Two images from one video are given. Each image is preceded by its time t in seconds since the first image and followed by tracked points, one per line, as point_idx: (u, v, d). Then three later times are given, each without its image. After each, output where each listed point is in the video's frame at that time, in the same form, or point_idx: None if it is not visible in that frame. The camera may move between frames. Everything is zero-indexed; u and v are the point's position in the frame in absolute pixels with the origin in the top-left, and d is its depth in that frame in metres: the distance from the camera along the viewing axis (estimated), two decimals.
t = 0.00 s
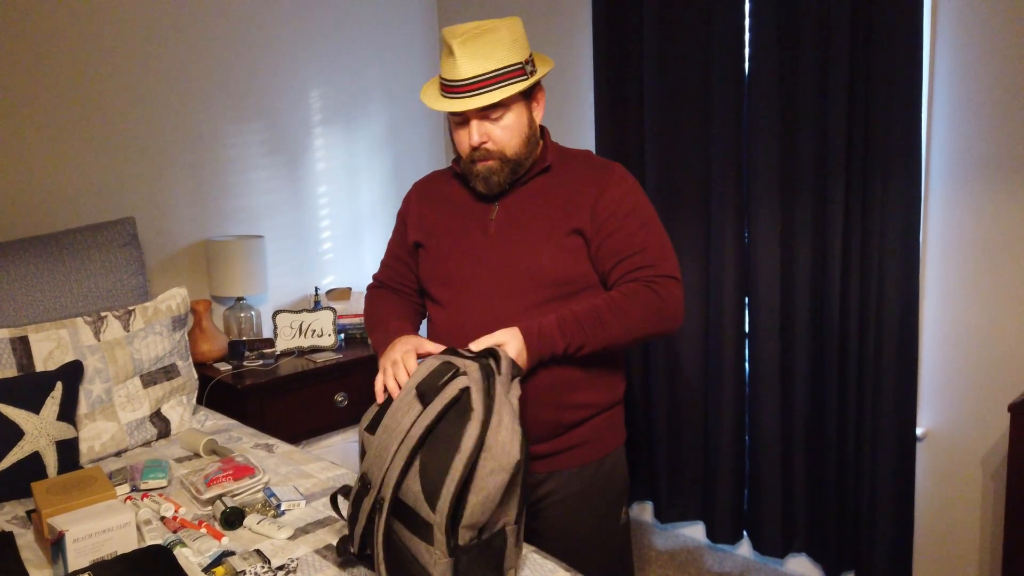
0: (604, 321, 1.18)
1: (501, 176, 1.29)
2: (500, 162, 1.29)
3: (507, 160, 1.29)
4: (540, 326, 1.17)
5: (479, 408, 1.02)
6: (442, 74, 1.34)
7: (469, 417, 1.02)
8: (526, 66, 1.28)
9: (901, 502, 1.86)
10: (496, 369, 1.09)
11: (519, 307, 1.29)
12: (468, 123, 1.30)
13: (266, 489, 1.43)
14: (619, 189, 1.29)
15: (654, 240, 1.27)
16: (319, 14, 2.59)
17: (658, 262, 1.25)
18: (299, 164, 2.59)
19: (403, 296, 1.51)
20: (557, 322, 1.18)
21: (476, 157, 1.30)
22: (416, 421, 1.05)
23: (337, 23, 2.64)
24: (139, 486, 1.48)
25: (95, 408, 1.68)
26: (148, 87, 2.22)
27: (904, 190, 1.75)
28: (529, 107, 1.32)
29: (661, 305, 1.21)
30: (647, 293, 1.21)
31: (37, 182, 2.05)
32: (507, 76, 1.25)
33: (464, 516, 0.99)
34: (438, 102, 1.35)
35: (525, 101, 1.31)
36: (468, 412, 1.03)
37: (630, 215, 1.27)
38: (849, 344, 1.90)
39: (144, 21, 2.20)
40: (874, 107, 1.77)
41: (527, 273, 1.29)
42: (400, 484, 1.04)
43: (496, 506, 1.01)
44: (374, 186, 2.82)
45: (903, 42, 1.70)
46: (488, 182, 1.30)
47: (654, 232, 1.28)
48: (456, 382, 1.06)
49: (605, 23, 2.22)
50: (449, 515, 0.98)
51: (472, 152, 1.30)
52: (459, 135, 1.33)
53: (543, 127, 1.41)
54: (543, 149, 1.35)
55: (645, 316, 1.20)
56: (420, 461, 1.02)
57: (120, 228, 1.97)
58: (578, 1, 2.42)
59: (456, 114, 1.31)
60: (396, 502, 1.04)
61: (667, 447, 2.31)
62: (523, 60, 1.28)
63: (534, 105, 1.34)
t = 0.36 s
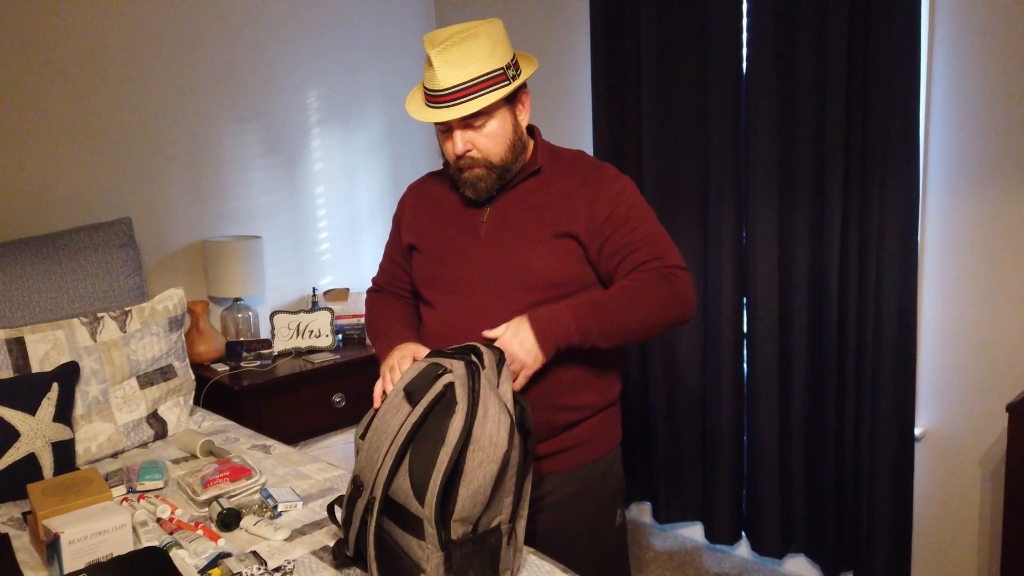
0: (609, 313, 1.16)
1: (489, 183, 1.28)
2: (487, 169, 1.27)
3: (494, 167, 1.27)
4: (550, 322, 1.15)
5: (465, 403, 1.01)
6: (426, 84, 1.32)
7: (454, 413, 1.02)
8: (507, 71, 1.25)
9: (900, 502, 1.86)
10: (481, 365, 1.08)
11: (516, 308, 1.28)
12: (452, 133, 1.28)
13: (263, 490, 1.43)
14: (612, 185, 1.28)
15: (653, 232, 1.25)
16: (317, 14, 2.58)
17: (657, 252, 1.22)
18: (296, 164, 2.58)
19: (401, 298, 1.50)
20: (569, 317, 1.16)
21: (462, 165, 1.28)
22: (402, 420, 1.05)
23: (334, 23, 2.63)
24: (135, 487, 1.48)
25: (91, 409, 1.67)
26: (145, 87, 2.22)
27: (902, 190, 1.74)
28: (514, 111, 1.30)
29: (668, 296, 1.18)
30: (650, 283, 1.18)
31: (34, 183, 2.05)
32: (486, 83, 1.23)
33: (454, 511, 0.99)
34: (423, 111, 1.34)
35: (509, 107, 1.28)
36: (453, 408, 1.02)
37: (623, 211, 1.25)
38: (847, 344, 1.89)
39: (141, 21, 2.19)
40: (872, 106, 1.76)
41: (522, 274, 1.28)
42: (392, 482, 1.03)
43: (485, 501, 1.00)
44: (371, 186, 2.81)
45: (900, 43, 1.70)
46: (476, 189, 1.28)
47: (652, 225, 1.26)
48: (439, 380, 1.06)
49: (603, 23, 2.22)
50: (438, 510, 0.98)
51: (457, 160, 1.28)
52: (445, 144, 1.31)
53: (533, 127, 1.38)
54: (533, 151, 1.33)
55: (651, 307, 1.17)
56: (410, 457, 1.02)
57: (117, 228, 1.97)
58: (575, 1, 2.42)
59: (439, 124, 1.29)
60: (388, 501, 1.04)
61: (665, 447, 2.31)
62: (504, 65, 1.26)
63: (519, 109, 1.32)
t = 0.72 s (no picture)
0: (572, 315, 1.06)
1: (485, 185, 1.25)
2: (484, 171, 1.24)
3: (491, 168, 1.24)
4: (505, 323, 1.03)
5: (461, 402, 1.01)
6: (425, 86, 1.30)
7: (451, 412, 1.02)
8: (503, 73, 1.22)
9: (901, 503, 1.86)
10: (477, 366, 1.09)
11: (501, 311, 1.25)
12: (449, 136, 1.26)
13: (263, 491, 1.43)
14: (598, 189, 1.21)
15: (635, 238, 1.16)
16: (317, 15, 2.58)
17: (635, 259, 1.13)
18: (296, 165, 2.58)
19: (405, 299, 1.50)
20: (527, 318, 1.05)
21: (459, 167, 1.25)
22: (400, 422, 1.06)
23: (334, 24, 2.63)
24: (136, 489, 1.48)
25: (91, 411, 1.67)
26: (145, 89, 2.22)
27: (903, 191, 1.74)
28: (512, 112, 1.26)
29: (636, 303, 1.10)
30: (622, 287, 1.09)
31: (34, 184, 2.05)
32: (480, 85, 1.20)
33: (453, 511, 0.99)
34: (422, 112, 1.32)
35: (506, 108, 1.25)
36: (447, 408, 1.02)
37: (611, 212, 1.18)
38: (847, 345, 1.89)
39: (141, 22, 2.19)
40: (871, 107, 1.76)
41: (507, 278, 1.24)
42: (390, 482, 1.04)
43: (483, 500, 1.00)
44: (371, 187, 2.81)
45: (900, 44, 1.70)
46: (473, 191, 1.26)
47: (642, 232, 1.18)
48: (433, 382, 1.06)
49: (602, 24, 2.22)
50: (438, 509, 0.98)
51: (454, 161, 1.25)
52: (443, 146, 1.28)
53: (534, 128, 1.35)
54: (534, 151, 1.29)
55: (619, 317, 1.08)
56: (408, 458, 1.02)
57: (117, 230, 1.97)
58: (575, 3, 2.42)
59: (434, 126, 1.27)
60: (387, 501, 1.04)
61: (665, 448, 2.31)
62: (501, 66, 1.22)
63: (518, 110, 1.28)
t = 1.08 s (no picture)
0: (552, 327, 1.05)
1: (489, 182, 1.24)
2: (488, 168, 1.24)
3: (495, 166, 1.24)
4: (484, 339, 1.03)
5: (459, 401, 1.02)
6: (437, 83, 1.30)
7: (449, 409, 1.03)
8: (512, 72, 1.21)
9: (901, 502, 1.87)
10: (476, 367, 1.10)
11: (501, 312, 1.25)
12: (454, 130, 1.25)
13: (268, 491, 1.44)
14: (597, 194, 1.20)
15: (628, 248, 1.14)
16: (319, 17, 2.59)
17: (627, 273, 1.11)
18: (298, 167, 2.59)
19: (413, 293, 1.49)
20: (506, 333, 1.04)
21: (464, 163, 1.25)
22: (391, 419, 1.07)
23: (335, 27, 2.64)
24: (140, 489, 1.48)
25: (96, 412, 1.68)
26: (149, 91, 2.23)
27: (902, 193, 1.75)
28: (520, 112, 1.25)
29: (623, 319, 1.08)
30: (604, 303, 1.07)
31: (39, 187, 2.06)
32: (486, 83, 1.20)
33: (452, 508, 1.00)
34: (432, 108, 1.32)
35: (513, 107, 1.24)
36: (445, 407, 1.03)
37: (609, 222, 1.16)
38: (847, 345, 1.90)
39: (144, 25, 2.21)
40: (871, 109, 1.77)
41: (508, 279, 1.24)
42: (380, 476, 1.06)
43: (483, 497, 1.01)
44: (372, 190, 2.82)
45: (899, 46, 1.71)
46: (476, 188, 1.25)
47: (640, 244, 1.15)
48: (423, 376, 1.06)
49: (603, 27, 2.23)
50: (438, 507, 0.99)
51: (459, 157, 1.26)
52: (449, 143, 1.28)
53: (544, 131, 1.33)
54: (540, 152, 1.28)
55: (599, 333, 1.06)
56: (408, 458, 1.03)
57: (121, 232, 1.98)
58: (576, 5, 2.43)
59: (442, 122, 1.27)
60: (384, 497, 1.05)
61: (667, 448, 2.32)
62: (509, 66, 1.21)
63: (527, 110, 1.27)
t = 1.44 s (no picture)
0: (585, 331, 1.02)
1: (521, 177, 1.22)
2: (523, 161, 1.22)
3: (530, 160, 1.21)
4: (521, 331, 0.98)
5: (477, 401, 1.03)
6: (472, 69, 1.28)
7: (471, 411, 1.03)
8: (557, 67, 1.21)
9: (915, 507, 1.85)
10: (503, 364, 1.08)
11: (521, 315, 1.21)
12: (492, 120, 1.23)
13: (280, 496, 1.43)
14: (628, 199, 1.17)
15: (658, 258, 1.12)
16: (326, 19, 2.59)
17: (654, 283, 1.09)
18: (305, 169, 2.58)
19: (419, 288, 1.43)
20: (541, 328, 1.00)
21: (497, 153, 1.22)
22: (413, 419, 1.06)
23: (343, 29, 2.63)
24: (151, 494, 1.47)
25: (105, 416, 1.67)
26: (158, 94, 2.23)
27: (917, 195, 1.74)
28: (557, 107, 1.25)
29: (648, 328, 1.06)
30: (634, 311, 1.05)
31: (47, 189, 2.05)
32: (532, 73, 1.19)
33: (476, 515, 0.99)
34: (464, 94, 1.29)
35: (553, 102, 1.24)
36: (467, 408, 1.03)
37: (638, 228, 1.14)
38: (861, 349, 1.89)
39: (152, 27, 2.20)
40: (885, 112, 1.76)
41: (531, 279, 1.21)
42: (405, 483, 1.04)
43: (504, 505, 1.00)
44: (380, 192, 2.81)
45: (913, 48, 1.70)
46: (507, 181, 1.23)
47: (666, 256, 1.13)
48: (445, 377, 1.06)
49: (613, 29, 2.22)
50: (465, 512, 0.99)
51: (493, 147, 1.23)
52: (481, 132, 1.26)
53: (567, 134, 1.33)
54: (568, 153, 1.27)
55: (629, 341, 1.04)
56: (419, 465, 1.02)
57: (129, 234, 1.97)
58: (584, 7, 2.42)
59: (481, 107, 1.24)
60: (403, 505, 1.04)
61: (677, 452, 2.30)
62: (554, 61, 1.22)
63: (564, 108, 1.27)
